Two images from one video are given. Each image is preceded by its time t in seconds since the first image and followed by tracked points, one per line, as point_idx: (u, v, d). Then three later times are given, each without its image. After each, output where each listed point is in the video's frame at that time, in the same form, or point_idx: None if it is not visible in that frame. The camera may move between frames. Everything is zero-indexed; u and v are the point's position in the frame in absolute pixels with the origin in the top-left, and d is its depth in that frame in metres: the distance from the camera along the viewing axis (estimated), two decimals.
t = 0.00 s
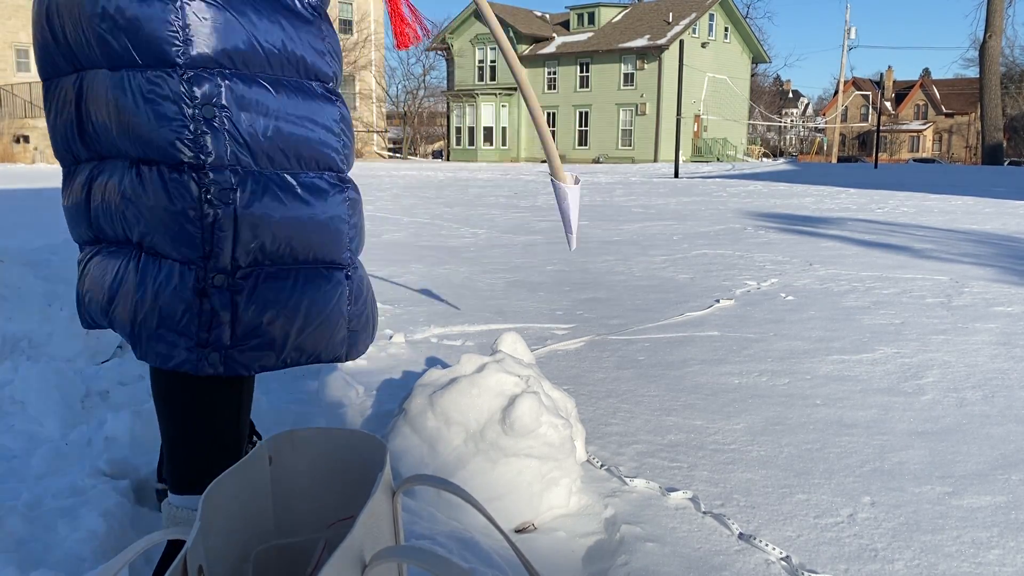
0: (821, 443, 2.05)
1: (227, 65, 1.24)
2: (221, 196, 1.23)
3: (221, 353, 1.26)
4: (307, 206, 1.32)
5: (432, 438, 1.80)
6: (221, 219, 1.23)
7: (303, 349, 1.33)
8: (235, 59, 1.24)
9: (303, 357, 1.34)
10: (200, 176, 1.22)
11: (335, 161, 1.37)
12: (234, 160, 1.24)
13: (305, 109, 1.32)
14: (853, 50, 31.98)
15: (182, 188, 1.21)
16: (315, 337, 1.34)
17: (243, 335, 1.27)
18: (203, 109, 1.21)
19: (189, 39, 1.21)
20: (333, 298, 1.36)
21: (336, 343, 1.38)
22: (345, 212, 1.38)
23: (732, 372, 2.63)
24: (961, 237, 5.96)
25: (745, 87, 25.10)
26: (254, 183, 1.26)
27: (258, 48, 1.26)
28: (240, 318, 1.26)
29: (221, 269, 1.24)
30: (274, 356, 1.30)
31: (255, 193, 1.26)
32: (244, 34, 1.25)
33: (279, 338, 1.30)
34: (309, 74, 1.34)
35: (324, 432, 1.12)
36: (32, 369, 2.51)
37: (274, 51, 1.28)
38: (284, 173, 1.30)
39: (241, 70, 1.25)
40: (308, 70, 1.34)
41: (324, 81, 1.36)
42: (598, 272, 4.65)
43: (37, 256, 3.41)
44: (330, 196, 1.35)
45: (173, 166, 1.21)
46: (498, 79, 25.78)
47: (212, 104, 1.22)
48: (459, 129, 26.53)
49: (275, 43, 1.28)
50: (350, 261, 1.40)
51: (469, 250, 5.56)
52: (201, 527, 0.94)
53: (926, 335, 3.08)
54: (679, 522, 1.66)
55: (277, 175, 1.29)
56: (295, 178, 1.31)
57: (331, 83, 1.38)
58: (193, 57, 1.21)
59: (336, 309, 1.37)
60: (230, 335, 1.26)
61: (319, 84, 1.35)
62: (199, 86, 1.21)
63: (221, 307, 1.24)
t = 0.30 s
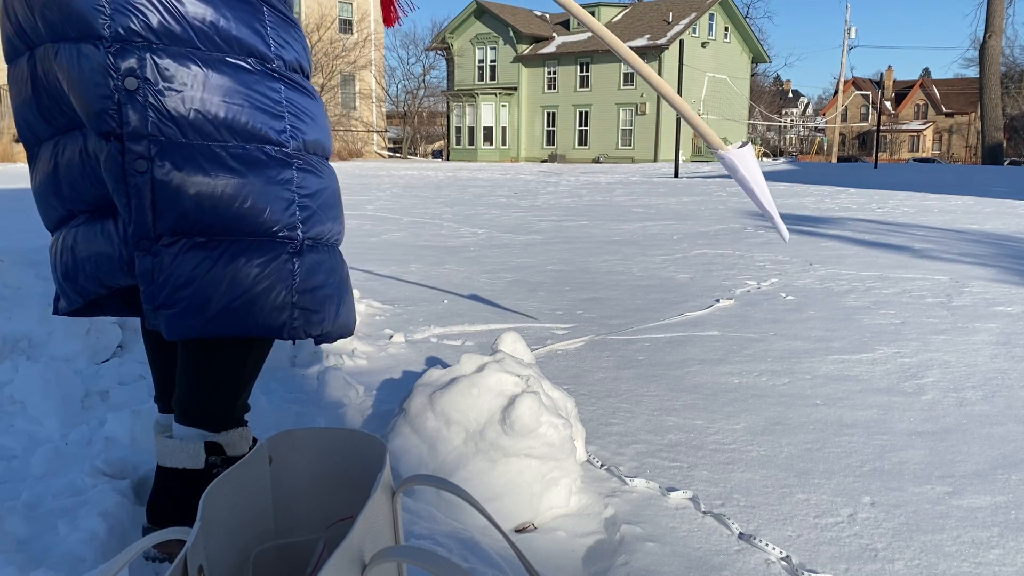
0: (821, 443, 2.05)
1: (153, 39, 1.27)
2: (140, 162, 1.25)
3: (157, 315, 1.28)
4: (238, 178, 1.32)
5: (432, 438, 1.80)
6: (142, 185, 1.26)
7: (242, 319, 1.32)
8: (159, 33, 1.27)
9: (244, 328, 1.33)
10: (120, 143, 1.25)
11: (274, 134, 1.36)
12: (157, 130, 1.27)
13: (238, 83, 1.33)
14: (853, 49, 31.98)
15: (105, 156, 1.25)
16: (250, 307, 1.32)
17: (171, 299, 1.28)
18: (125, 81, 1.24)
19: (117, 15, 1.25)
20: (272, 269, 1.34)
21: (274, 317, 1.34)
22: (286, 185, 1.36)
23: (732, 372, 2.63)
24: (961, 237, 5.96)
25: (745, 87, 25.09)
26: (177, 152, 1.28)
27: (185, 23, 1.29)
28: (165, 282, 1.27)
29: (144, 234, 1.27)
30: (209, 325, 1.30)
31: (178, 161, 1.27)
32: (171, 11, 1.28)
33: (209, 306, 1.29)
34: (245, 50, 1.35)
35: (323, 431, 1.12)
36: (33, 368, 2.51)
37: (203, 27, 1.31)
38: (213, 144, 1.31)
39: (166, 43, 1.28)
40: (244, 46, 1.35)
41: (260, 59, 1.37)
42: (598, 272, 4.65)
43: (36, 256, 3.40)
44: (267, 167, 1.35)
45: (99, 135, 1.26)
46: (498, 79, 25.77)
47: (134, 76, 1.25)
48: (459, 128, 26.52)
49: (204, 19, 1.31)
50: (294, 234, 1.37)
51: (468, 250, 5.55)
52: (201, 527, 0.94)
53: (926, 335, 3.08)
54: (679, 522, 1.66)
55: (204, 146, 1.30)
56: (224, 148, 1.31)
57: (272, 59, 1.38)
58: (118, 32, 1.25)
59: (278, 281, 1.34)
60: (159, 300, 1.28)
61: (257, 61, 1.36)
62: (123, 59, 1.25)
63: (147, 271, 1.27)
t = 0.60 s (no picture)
0: (821, 442, 2.05)
1: (151, 59, 1.27)
2: (133, 184, 1.25)
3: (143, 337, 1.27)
4: (231, 201, 1.31)
5: (432, 438, 1.80)
6: (135, 207, 1.25)
7: (231, 344, 1.31)
8: (159, 54, 1.27)
9: (232, 352, 1.32)
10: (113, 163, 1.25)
11: (269, 159, 1.36)
12: (152, 151, 1.26)
13: (234, 106, 1.33)
14: (852, 49, 31.98)
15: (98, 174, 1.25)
16: (239, 331, 1.32)
17: (160, 322, 1.27)
18: (121, 101, 1.24)
19: (115, 33, 1.25)
20: (263, 294, 1.34)
21: (263, 341, 1.35)
22: (278, 211, 1.36)
23: (732, 372, 2.63)
24: (961, 237, 5.95)
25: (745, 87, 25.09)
26: (171, 174, 1.27)
27: (184, 45, 1.29)
28: (155, 304, 1.27)
29: (134, 256, 1.26)
30: (197, 349, 1.29)
31: (172, 184, 1.27)
32: (171, 31, 1.28)
33: (198, 329, 1.29)
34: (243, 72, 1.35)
35: (323, 431, 1.12)
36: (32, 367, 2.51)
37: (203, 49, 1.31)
38: (207, 167, 1.30)
39: (165, 64, 1.28)
40: (242, 68, 1.35)
41: (259, 80, 1.37)
42: (598, 272, 4.64)
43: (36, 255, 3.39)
44: (262, 192, 1.35)
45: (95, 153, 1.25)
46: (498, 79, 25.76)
47: (130, 97, 1.24)
48: (459, 128, 26.52)
49: (205, 42, 1.31)
50: (284, 260, 1.36)
51: (468, 250, 5.54)
52: (202, 526, 0.94)
53: (926, 335, 3.08)
54: (679, 521, 1.66)
55: (199, 169, 1.29)
56: (219, 171, 1.31)
57: (269, 82, 1.39)
58: (116, 50, 1.25)
59: (269, 308, 1.35)
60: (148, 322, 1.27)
61: (254, 83, 1.36)
62: (120, 79, 1.24)
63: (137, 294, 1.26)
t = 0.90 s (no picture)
0: (821, 442, 2.05)
1: (178, 79, 1.32)
2: (172, 201, 1.33)
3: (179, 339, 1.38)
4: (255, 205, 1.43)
5: (432, 438, 1.80)
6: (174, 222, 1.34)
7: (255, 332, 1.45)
8: (186, 73, 1.32)
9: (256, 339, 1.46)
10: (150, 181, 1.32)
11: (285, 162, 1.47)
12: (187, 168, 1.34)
13: (254, 117, 1.41)
14: (852, 49, 31.99)
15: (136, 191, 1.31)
16: (256, 318, 1.48)
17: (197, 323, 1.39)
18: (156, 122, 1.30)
19: (144, 55, 1.29)
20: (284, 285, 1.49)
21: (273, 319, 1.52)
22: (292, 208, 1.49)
23: (732, 372, 2.63)
24: (961, 237, 5.94)
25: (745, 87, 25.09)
26: (205, 189, 1.36)
27: (207, 63, 1.34)
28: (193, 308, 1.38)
29: (174, 268, 1.35)
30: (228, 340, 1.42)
31: (206, 198, 1.36)
32: (195, 50, 1.32)
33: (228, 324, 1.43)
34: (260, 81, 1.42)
35: (323, 431, 1.12)
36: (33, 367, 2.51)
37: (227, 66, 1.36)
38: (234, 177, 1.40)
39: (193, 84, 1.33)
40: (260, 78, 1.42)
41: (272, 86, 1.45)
42: (598, 272, 4.64)
43: (36, 254, 3.39)
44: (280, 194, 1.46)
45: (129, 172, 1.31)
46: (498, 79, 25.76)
47: (164, 118, 1.31)
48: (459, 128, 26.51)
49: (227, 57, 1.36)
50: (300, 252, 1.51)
51: (468, 250, 5.53)
52: (202, 526, 0.94)
53: (926, 335, 3.07)
54: (679, 521, 1.66)
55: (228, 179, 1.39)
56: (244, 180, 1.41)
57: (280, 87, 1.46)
58: (145, 71, 1.29)
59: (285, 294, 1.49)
60: (186, 323, 1.38)
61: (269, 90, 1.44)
62: (152, 101, 1.30)
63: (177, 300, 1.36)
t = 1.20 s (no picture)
0: (821, 442, 2.05)
1: (198, 96, 1.33)
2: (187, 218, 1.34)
3: (193, 358, 1.37)
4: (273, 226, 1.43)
5: (432, 437, 1.80)
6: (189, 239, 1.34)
7: (272, 352, 1.46)
8: (205, 90, 1.34)
9: (273, 360, 1.46)
10: (167, 197, 1.33)
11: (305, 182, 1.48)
12: (203, 186, 1.35)
13: (273, 137, 1.42)
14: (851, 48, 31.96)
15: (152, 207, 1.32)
16: (278, 343, 1.46)
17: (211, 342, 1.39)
18: (174, 139, 1.31)
19: (164, 72, 1.30)
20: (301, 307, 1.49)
21: (298, 347, 1.50)
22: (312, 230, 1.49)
23: (732, 371, 2.63)
24: (961, 237, 5.92)
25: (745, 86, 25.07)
26: (221, 207, 1.37)
27: (227, 81, 1.36)
28: (208, 326, 1.38)
29: (188, 285, 1.36)
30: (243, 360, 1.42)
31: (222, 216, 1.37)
32: (216, 69, 1.34)
33: (246, 348, 1.42)
34: (281, 100, 1.43)
35: (323, 430, 1.12)
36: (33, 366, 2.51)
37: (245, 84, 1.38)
38: (250, 196, 1.40)
39: (211, 101, 1.35)
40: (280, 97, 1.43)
41: (294, 106, 1.45)
42: (598, 272, 4.62)
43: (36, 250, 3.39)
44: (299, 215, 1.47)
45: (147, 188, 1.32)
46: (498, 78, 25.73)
47: (182, 135, 1.32)
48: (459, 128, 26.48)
49: (246, 76, 1.38)
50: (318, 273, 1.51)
51: (467, 249, 5.52)
52: (202, 527, 0.94)
53: (926, 335, 3.07)
54: (679, 521, 1.66)
55: (244, 198, 1.40)
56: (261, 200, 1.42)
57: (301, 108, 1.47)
58: (165, 88, 1.31)
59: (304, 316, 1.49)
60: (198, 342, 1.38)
61: (290, 110, 1.45)
62: (171, 117, 1.31)
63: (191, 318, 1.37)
